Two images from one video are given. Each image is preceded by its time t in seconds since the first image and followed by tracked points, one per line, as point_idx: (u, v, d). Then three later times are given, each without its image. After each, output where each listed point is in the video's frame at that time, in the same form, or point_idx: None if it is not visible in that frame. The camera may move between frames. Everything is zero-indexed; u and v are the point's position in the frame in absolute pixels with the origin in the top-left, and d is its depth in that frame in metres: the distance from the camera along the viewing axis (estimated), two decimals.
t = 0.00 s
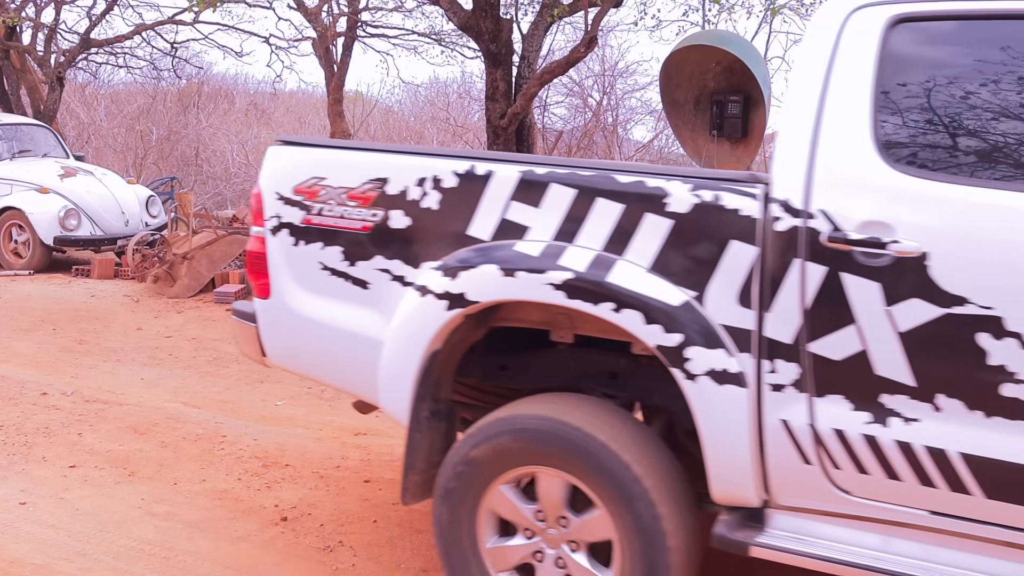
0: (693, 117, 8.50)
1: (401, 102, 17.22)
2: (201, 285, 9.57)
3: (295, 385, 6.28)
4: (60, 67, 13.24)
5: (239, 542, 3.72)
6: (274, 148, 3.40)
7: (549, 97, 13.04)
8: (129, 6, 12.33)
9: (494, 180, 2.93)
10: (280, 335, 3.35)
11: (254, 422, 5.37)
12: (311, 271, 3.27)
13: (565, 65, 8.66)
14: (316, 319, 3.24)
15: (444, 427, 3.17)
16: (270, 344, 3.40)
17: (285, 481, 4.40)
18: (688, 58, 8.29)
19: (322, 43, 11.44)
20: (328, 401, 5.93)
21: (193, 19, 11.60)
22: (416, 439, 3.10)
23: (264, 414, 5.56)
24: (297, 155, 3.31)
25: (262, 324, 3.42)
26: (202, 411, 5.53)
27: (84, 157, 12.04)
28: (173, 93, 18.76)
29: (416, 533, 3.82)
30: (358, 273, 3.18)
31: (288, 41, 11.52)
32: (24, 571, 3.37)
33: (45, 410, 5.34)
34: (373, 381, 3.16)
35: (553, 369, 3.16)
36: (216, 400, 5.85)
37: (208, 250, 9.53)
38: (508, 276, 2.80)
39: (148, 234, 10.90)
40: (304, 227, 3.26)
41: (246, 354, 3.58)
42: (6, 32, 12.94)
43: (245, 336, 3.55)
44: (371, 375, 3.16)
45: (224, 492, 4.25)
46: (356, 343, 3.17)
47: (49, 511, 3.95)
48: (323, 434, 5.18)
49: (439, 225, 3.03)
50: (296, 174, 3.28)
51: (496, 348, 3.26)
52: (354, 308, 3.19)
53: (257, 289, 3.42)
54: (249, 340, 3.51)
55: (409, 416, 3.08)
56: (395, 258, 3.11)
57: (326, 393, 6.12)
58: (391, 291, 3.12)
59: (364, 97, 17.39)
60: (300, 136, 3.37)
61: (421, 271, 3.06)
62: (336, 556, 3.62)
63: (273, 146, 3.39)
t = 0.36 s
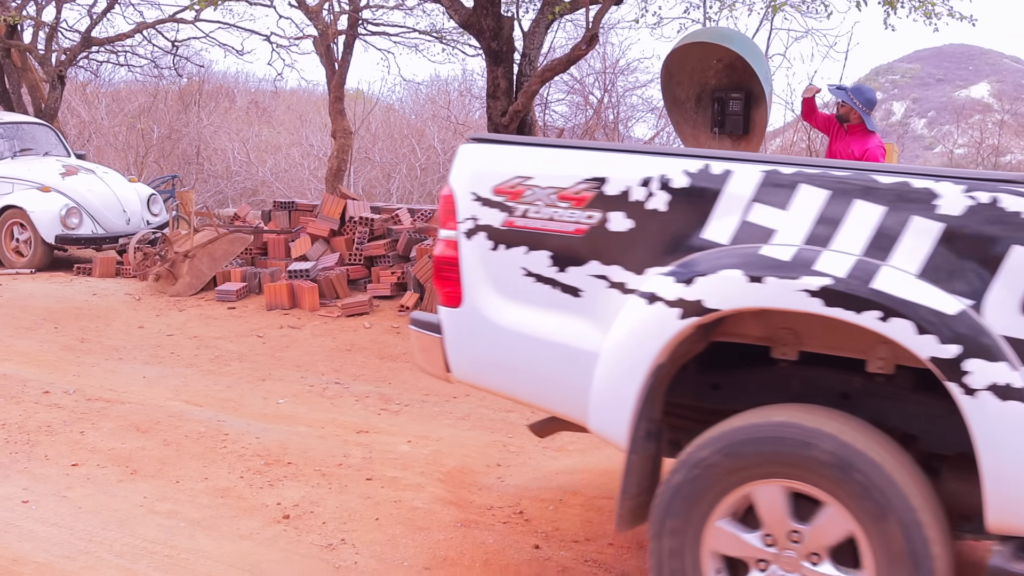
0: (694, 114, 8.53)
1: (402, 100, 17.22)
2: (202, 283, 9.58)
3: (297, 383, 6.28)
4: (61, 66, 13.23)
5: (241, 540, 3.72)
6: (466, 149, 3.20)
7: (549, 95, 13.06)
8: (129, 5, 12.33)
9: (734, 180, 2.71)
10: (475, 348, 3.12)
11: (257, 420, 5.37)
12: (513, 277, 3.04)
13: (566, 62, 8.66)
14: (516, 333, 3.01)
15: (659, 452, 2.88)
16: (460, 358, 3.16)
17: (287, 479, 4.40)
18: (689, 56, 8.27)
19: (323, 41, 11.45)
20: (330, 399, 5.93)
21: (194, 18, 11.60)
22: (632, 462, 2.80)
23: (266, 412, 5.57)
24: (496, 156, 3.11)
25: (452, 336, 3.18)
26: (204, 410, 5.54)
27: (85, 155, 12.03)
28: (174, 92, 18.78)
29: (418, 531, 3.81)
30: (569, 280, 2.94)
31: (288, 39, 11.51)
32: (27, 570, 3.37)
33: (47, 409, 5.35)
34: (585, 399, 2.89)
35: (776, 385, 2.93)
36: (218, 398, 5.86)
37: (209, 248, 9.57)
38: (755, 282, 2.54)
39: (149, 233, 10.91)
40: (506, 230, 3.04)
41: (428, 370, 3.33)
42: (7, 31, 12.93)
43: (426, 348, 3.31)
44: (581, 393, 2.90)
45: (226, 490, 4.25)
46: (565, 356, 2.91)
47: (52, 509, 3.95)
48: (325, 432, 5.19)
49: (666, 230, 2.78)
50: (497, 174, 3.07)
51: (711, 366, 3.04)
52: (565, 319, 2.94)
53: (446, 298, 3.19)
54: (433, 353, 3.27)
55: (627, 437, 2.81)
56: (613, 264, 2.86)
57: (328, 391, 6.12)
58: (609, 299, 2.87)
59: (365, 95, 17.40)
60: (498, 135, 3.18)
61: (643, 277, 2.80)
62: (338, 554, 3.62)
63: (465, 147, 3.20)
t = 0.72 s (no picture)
0: (694, 116, 8.56)
1: (401, 101, 17.23)
2: (201, 285, 9.57)
3: (297, 385, 6.28)
4: (61, 67, 13.24)
5: (240, 543, 3.72)
6: (660, 157, 2.95)
7: (549, 97, 13.09)
8: (129, 6, 12.34)
9: (988, 197, 2.37)
10: (673, 378, 2.82)
11: (256, 423, 5.38)
12: (720, 300, 2.74)
13: (566, 65, 8.66)
14: (726, 356, 2.70)
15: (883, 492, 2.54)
16: (654, 389, 2.87)
17: (287, 482, 4.40)
18: (689, 59, 8.28)
19: (323, 43, 11.47)
20: (329, 401, 5.94)
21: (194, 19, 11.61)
22: (862, 507, 2.46)
23: (266, 414, 5.57)
24: (699, 164, 2.85)
25: (644, 364, 2.89)
26: (203, 412, 5.54)
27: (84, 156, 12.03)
28: (173, 93, 18.79)
29: (417, 534, 3.82)
30: (788, 304, 2.63)
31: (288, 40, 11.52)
32: (25, 572, 3.37)
33: (46, 411, 5.35)
34: (807, 437, 2.54)
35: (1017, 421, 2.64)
36: (217, 401, 5.86)
37: (209, 250, 9.58)
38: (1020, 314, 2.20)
39: (148, 235, 10.91)
40: (713, 249, 2.75)
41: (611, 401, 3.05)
42: (7, 31, 12.94)
43: (608, 378, 3.03)
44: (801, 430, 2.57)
45: (226, 493, 4.25)
46: (785, 389, 2.58)
47: (51, 512, 3.95)
48: (324, 435, 5.19)
49: (908, 252, 2.46)
50: (703, 186, 2.79)
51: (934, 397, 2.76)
52: (784, 348, 2.62)
53: (638, 321, 2.90)
54: (616, 384, 2.99)
55: (860, 482, 2.45)
56: (843, 288, 2.54)
57: (328, 393, 6.13)
58: (840, 327, 2.53)
59: (364, 96, 17.44)
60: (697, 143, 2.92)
61: (881, 304, 2.48)
62: (337, 557, 3.62)
63: (658, 157, 2.95)
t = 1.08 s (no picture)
0: (694, 118, 8.57)
1: (402, 102, 17.24)
2: (202, 287, 9.57)
3: (297, 387, 6.28)
4: (61, 69, 13.24)
5: (242, 546, 3.72)
6: (862, 180, 2.88)
7: (550, 98, 13.10)
8: (130, 8, 12.34)
9: None
10: (884, 414, 2.74)
11: (257, 425, 5.38)
12: (942, 334, 2.66)
13: (566, 66, 8.66)
14: (947, 394, 2.61)
15: None
16: (860, 425, 2.79)
17: (288, 484, 4.41)
18: (689, 61, 8.30)
19: (323, 44, 11.47)
20: (330, 403, 5.94)
21: (194, 21, 11.62)
22: None
23: (267, 416, 5.57)
24: (910, 189, 2.77)
25: (852, 400, 2.80)
26: (205, 414, 5.54)
27: (85, 158, 12.04)
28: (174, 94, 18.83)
29: (417, 537, 3.81)
30: (1021, 338, 2.55)
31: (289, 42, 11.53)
32: None
33: (47, 413, 5.35)
34: None
35: None
36: (218, 403, 5.86)
37: (210, 251, 9.58)
38: None
39: (149, 237, 10.91)
40: (934, 277, 2.69)
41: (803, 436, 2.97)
42: (8, 33, 12.94)
43: (804, 412, 2.94)
44: None
45: (227, 496, 4.25)
46: (1015, 428, 2.49)
47: (52, 515, 3.95)
48: (325, 437, 5.19)
49: None
50: (921, 212, 2.72)
51: None
52: (1015, 384, 2.53)
53: (846, 355, 2.84)
54: (814, 418, 2.91)
55: None
56: None
57: (328, 395, 6.13)
58: None
59: (365, 97, 17.48)
60: (906, 165, 2.85)
61: None
62: (338, 560, 3.62)
63: (863, 177, 2.88)
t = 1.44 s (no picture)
0: (694, 118, 8.56)
1: (401, 102, 17.22)
2: (202, 287, 9.55)
3: (296, 388, 6.27)
4: (61, 68, 13.23)
5: (239, 547, 3.72)
6: None
7: (550, 98, 13.09)
8: (129, 7, 12.33)
9: None
10: None
11: (255, 426, 5.37)
12: None
13: (566, 66, 8.65)
14: None
15: None
16: None
17: (286, 485, 4.40)
18: (689, 62, 8.30)
19: (323, 44, 11.47)
20: (329, 404, 5.94)
21: (194, 21, 11.62)
22: None
23: (265, 417, 5.57)
24: None
25: None
26: (203, 415, 5.53)
27: (84, 158, 12.05)
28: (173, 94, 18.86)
29: (416, 538, 3.81)
30: None
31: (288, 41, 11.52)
32: None
33: (46, 414, 5.34)
34: None
35: None
36: (217, 403, 5.86)
37: (209, 251, 9.60)
38: None
39: (148, 237, 10.91)
40: None
41: (1011, 460, 2.72)
42: (7, 32, 12.93)
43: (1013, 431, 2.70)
44: None
45: (225, 497, 4.25)
46: None
47: (49, 516, 3.95)
48: (324, 438, 5.19)
49: None
50: None
51: None
52: None
53: None
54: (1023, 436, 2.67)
55: None
56: None
57: (327, 396, 6.13)
58: None
59: (365, 97, 17.47)
60: None
61: None
62: (336, 562, 3.61)
63: None
